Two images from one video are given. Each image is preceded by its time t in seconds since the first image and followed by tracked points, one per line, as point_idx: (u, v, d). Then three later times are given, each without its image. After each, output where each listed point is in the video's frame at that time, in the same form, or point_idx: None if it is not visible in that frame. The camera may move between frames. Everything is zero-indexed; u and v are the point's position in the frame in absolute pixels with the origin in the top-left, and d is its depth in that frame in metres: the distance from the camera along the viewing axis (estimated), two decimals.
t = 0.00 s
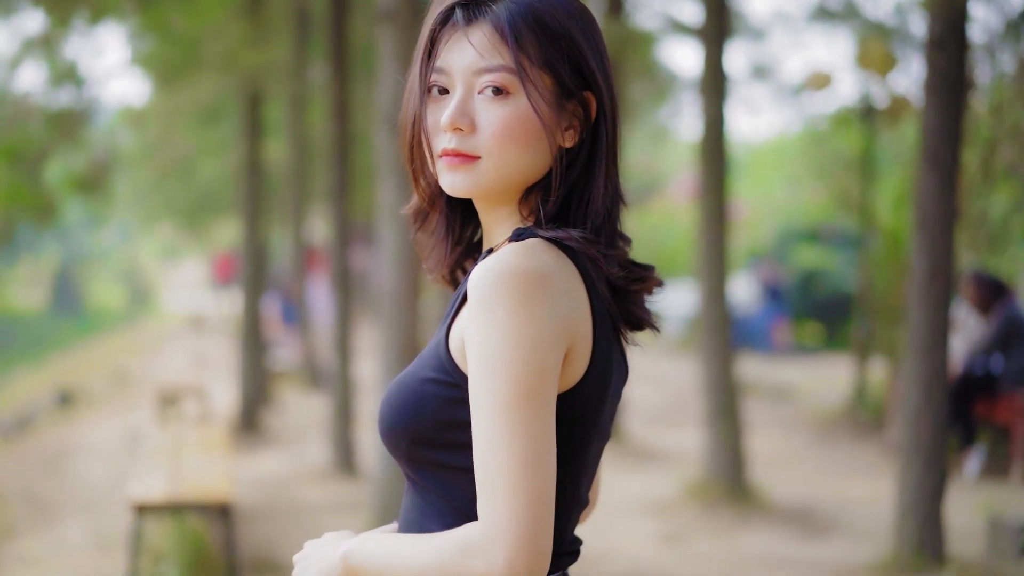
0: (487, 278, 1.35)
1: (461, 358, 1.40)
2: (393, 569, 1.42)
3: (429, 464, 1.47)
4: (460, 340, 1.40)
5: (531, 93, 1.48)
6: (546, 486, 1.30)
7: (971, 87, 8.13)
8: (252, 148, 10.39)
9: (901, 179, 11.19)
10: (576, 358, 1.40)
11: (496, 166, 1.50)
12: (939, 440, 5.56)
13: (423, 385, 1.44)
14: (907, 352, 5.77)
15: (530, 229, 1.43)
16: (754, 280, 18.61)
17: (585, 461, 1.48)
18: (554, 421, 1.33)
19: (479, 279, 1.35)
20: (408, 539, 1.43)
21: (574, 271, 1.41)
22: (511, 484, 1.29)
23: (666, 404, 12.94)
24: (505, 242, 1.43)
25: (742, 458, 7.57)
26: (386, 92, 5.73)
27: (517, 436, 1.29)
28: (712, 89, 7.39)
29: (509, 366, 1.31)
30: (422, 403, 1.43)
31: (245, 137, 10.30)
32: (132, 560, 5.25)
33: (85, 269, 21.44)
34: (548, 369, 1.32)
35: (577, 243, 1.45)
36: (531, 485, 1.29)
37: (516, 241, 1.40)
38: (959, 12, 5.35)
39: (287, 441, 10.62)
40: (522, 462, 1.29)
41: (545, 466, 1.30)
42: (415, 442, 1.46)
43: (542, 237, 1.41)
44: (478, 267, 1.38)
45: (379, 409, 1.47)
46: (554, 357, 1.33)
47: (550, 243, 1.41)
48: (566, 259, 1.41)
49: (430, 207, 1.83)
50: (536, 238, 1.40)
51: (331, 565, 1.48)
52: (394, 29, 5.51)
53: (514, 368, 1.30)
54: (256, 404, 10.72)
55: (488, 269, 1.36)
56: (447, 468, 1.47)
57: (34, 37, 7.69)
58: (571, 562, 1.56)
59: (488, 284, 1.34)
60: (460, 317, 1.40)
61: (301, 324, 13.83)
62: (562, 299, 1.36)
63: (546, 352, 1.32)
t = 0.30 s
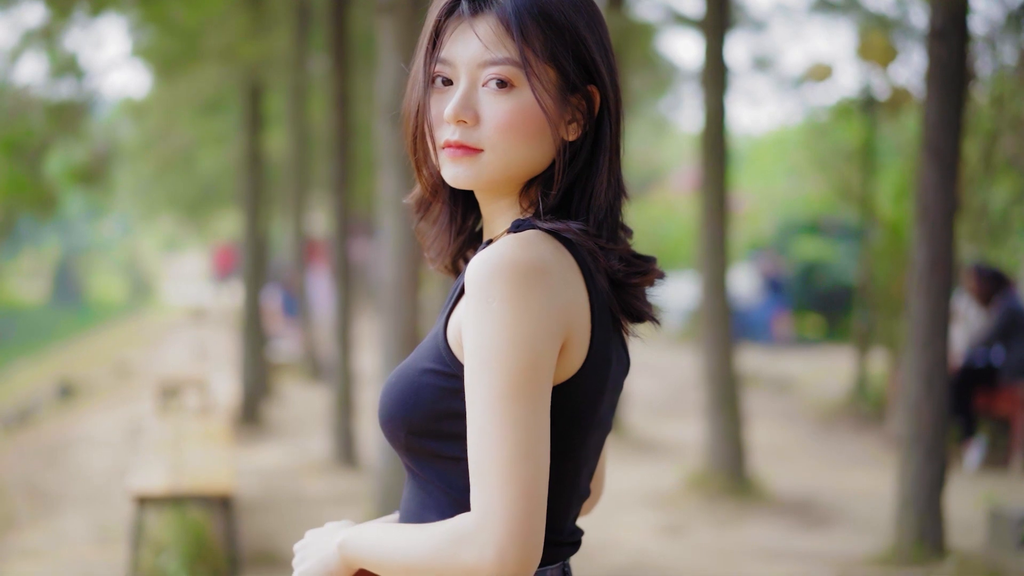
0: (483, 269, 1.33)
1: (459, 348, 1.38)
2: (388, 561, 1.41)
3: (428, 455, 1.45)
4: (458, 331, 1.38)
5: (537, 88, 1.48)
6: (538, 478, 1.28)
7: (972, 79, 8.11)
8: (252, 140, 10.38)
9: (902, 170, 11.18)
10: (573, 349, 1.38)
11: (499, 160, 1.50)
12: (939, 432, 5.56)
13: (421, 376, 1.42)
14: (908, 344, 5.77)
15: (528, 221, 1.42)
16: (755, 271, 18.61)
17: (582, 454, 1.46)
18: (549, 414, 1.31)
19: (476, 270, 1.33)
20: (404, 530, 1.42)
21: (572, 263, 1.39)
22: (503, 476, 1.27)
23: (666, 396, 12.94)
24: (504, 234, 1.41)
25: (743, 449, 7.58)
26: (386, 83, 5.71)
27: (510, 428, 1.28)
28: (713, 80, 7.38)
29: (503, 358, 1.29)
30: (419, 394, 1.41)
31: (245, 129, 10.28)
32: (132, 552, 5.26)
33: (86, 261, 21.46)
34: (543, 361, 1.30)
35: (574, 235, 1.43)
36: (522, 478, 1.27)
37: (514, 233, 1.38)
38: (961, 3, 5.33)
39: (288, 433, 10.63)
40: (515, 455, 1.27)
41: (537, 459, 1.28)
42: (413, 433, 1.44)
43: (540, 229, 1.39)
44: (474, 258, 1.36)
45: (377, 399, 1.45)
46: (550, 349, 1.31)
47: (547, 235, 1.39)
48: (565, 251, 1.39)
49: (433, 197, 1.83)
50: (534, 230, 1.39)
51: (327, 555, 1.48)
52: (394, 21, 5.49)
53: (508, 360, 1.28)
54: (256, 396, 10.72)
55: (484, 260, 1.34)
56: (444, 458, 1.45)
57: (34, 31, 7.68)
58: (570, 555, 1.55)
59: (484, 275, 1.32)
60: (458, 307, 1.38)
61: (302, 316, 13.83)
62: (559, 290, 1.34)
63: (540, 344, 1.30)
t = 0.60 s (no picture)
0: (479, 255, 1.32)
1: (456, 334, 1.38)
2: (385, 545, 1.41)
3: (425, 441, 1.44)
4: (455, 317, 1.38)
5: (539, 75, 1.47)
6: (532, 464, 1.28)
7: (974, 66, 8.08)
8: (252, 127, 10.36)
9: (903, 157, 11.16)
10: (569, 336, 1.37)
11: (499, 146, 1.50)
12: (940, 419, 5.56)
13: (419, 362, 1.41)
14: (909, 331, 5.77)
15: (525, 207, 1.41)
16: (755, 258, 18.60)
17: (579, 442, 1.45)
18: (543, 400, 1.30)
19: (471, 257, 1.33)
20: (401, 515, 1.42)
21: (569, 250, 1.39)
22: (497, 463, 1.27)
23: (667, 383, 12.95)
24: (501, 220, 1.40)
25: (743, 436, 7.59)
26: (387, 70, 5.70)
27: (504, 414, 1.27)
28: (714, 67, 7.35)
29: (498, 345, 1.28)
30: (417, 379, 1.41)
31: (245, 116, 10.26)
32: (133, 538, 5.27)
33: (86, 248, 21.46)
34: (538, 348, 1.30)
35: (570, 222, 1.42)
36: (516, 464, 1.27)
37: (511, 218, 1.37)
38: None
39: (289, 420, 10.65)
40: (508, 441, 1.27)
41: (531, 445, 1.28)
42: (411, 419, 1.43)
43: (537, 214, 1.39)
44: (470, 244, 1.36)
45: (376, 385, 1.45)
46: (545, 336, 1.31)
47: (544, 221, 1.38)
48: (562, 237, 1.39)
49: (434, 181, 1.82)
50: (530, 216, 1.38)
51: (326, 539, 1.49)
52: (394, 7, 5.48)
53: (502, 347, 1.28)
54: (257, 383, 10.73)
55: (480, 246, 1.33)
56: (440, 445, 1.44)
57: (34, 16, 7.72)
58: (569, 542, 1.54)
59: (479, 262, 1.32)
60: (455, 294, 1.38)
61: (303, 303, 13.83)
62: (555, 277, 1.34)
63: (535, 331, 1.29)
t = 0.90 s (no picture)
0: (476, 245, 1.32)
1: (455, 323, 1.38)
2: (383, 534, 1.40)
3: (424, 431, 1.44)
4: (454, 306, 1.37)
5: (539, 64, 1.46)
6: (530, 453, 1.27)
7: (976, 56, 8.05)
8: (252, 117, 10.33)
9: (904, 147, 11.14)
10: (567, 326, 1.36)
11: (498, 135, 1.49)
12: (941, 408, 5.57)
13: (418, 351, 1.41)
14: (910, 321, 5.76)
15: (524, 196, 1.40)
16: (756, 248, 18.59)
17: (579, 432, 1.45)
18: (541, 388, 1.30)
19: (470, 245, 1.32)
20: (398, 504, 1.41)
21: (569, 239, 1.38)
22: (494, 452, 1.27)
23: (668, 372, 12.96)
24: (500, 209, 1.39)
25: (744, 426, 7.59)
26: (387, 59, 5.68)
27: (501, 403, 1.27)
28: (716, 56, 7.33)
29: (495, 334, 1.28)
30: (416, 368, 1.40)
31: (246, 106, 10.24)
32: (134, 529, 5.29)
33: (87, 238, 21.46)
34: (536, 336, 1.29)
35: (570, 211, 1.41)
36: (513, 453, 1.27)
37: (510, 208, 1.37)
38: None
39: (290, 410, 10.66)
40: (506, 431, 1.27)
41: (529, 435, 1.27)
42: (410, 409, 1.43)
43: (535, 203, 1.38)
44: (468, 232, 1.35)
45: (376, 375, 1.45)
46: (544, 325, 1.30)
47: (543, 209, 1.37)
48: (561, 226, 1.38)
49: (433, 169, 1.81)
50: (529, 204, 1.37)
51: (325, 530, 1.49)
52: None
53: (500, 336, 1.27)
54: (258, 373, 10.74)
55: (478, 235, 1.33)
56: (438, 434, 1.43)
57: (34, 7, 7.70)
58: (569, 532, 1.54)
59: (477, 251, 1.31)
60: (454, 284, 1.38)
61: (304, 293, 13.82)
62: (553, 265, 1.33)
63: (533, 320, 1.29)
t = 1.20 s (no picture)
0: (477, 234, 1.31)
1: (455, 313, 1.37)
2: (383, 524, 1.40)
3: (424, 420, 1.43)
4: (454, 296, 1.37)
5: (536, 52, 1.46)
6: (531, 441, 1.27)
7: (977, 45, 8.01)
8: (252, 107, 10.32)
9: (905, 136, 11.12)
10: (568, 315, 1.36)
11: (497, 124, 1.48)
12: (942, 398, 5.57)
13: (419, 341, 1.40)
14: (911, 311, 5.76)
15: (523, 184, 1.39)
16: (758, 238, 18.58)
17: (580, 422, 1.44)
18: (542, 377, 1.29)
19: (469, 235, 1.32)
20: (400, 494, 1.41)
21: (568, 228, 1.37)
22: (495, 440, 1.26)
23: (669, 362, 12.96)
24: (499, 198, 1.39)
25: (745, 415, 7.60)
26: (388, 49, 5.66)
27: (502, 393, 1.26)
28: (717, 45, 7.31)
29: (497, 322, 1.27)
30: (417, 358, 1.40)
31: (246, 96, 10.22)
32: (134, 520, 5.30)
33: (88, 228, 21.45)
34: (537, 325, 1.29)
35: (569, 200, 1.41)
36: (515, 440, 1.26)
37: (509, 197, 1.36)
38: None
39: (291, 399, 10.66)
40: (509, 419, 1.26)
41: (530, 422, 1.27)
42: (411, 399, 1.42)
43: (535, 192, 1.37)
44: (467, 222, 1.35)
45: (377, 366, 1.44)
46: (545, 313, 1.30)
47: (543, 198, 1.37)
48: (560, 215, 1.37)
49: (431, 159, 1.80)
50: (529, 193, 1.37)
51: (327, 521, 1.49)
52: None
53: (500, 323, 1.27)
54: (259, 363, 10.74)
55: (478, 225, 1.32)
56: (439, 423, 1.43)
57: None
58: (571, 522, 1.53)
59: (478, 240, 1.31)
60: (454, 273, 1.37)
61: (305, 282, 13.81)
62: (553, 254, 1.33)
63: (533, 310, 1.28)
